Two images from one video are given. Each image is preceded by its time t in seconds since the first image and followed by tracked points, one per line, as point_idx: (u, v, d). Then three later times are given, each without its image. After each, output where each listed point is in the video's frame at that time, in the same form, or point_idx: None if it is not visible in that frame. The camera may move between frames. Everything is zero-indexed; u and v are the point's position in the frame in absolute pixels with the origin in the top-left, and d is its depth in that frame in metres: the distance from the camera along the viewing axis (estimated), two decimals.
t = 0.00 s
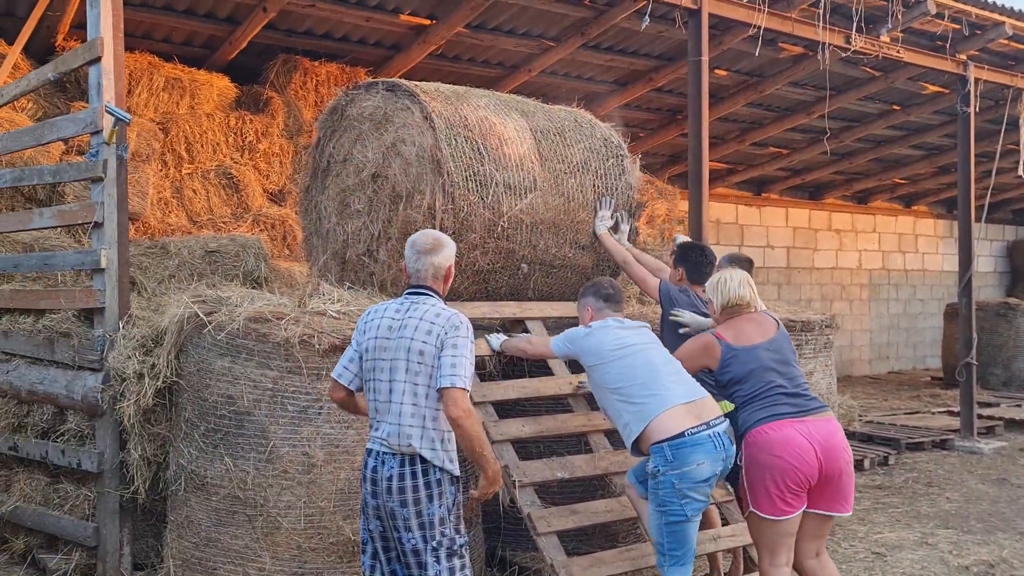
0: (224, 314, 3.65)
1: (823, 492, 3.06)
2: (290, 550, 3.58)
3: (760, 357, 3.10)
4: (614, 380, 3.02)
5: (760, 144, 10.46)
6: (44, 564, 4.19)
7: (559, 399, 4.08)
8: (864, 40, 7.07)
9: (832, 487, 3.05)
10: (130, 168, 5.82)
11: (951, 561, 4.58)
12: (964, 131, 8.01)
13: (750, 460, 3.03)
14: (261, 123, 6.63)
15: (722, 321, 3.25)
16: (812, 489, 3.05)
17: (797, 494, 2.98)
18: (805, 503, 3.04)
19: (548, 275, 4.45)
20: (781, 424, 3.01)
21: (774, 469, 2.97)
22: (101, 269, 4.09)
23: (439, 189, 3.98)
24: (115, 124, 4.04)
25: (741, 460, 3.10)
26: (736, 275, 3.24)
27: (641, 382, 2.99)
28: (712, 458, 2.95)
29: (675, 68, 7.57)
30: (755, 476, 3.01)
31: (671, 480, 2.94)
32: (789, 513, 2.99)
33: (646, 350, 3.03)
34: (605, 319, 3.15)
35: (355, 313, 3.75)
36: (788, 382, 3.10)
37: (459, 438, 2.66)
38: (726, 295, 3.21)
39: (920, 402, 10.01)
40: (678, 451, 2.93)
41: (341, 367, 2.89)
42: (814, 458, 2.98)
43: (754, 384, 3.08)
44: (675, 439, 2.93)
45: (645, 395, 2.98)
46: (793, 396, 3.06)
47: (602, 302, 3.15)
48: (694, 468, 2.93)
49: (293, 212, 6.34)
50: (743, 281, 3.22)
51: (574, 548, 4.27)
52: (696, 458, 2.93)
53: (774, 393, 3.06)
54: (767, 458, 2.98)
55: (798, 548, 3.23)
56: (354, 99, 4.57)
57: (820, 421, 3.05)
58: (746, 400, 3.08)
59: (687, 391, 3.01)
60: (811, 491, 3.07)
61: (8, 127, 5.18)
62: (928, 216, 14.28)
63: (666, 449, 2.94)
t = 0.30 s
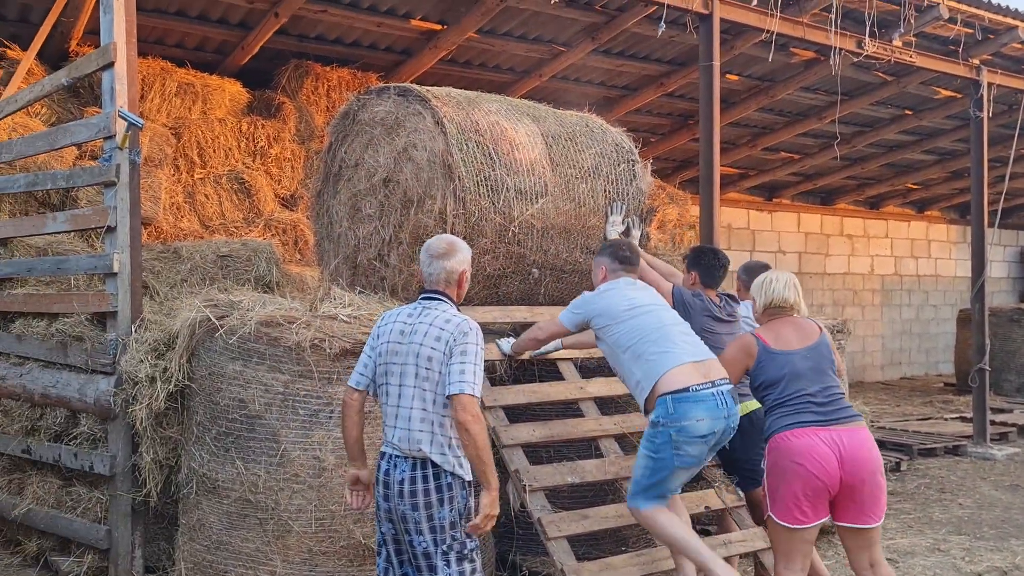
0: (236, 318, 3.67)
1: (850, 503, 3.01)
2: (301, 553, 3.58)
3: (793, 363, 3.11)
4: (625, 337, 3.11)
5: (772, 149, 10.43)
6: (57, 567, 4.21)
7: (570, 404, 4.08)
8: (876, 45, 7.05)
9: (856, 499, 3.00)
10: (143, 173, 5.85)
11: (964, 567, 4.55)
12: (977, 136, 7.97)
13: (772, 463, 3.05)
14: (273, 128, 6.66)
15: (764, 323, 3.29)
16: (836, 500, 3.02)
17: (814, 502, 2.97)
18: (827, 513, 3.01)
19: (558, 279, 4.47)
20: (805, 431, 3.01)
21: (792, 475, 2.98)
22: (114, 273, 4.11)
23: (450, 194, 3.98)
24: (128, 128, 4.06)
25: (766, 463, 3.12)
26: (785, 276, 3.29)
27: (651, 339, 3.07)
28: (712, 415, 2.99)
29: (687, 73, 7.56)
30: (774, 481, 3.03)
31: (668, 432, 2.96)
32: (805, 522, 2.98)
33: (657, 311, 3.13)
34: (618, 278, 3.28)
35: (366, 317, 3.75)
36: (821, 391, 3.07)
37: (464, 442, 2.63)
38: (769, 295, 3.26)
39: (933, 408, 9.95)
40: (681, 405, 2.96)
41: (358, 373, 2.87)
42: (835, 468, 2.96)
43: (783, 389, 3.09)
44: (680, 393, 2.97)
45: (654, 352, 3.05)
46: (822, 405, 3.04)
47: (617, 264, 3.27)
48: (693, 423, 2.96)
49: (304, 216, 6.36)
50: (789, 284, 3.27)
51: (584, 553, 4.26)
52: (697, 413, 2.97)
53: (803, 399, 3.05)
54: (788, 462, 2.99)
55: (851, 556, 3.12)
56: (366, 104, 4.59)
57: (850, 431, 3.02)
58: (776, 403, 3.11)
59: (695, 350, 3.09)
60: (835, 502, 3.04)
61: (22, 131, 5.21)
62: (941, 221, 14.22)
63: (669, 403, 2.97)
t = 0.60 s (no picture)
0: (237, 320, 3.67)
1: (890, 513, 2.98)
2: (302, 555, 3.57)
3: (858, 368, 3.04)
4: (627, 301, 3.34)
5: (772, 150, 10.43)
6: (57, 569, 4.21)
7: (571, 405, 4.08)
8: (876, 46, 7.06)
9: (897, 510, 2.97)
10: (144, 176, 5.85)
11: (965, 569, 4.54)
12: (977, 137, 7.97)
13: (821, 464, 3.02)
14: (274, 130, 6.65)
15: (834, 322, 3.18)
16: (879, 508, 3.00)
17: (858, 508, 2.95)
18: (867, 520, 2.98)
19: (560, 281, 4.48)
20: (859, 438, 2.97)
21: (838, 477, 2.96)
22: (115, 275, 4.11)
23: (451, 196, 3.98)
24: (128, 130, 4.06)
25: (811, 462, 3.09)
26: (861, 276, 3.18)
27: (653, 305, 3.32)
28: (695, 388, 3.21)
29: (687, 75, 7.57)
30: (818, 481, 3.02)
31: (648, 385, 3.20)
32: (844, 526, 2.97)
33: (660, 283, 3.38)
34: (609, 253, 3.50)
35: (367, 318, 3.75)
36: (880, 399, 3.02)
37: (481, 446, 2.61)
38: (848, 296, 3.14)
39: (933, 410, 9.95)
40: (669, 367, 3.19)
41: (359, 373, 2.84)
42: (884, 477, 2.93)
43: (841, 392, 3.04)
44: (673, 356, 3.20)
45: (654, 318, 3.29)
46: (878, 413, 3.01)
47: (611, 237, 3.50)
48: (673, 386, 3.19)
49: (304, 218, 6.35)
50: (867, 284, 3.15)
51: (585, 554, 4.25)
52: (681, 381, 3.19)
53: (861, 406, 3.01)
54: (838, 466, 2.96)
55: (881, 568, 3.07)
56: (366, 106, 4.58)
57: (902, 443, 2.99)
58: (832, 405, 3.06)
59: (692, 322, 3.34)
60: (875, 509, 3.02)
61: (22, 133, 5.21)
62: (941, 222, 14.22)
63: (659, 362, 3.20)
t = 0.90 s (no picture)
0: (236, 319, 3.67)
1: (923, 509, 2.98)
2: (302, 554, 3.58)
3: (899, 362, 3.04)
4: (615, 290, 3.37)
5: (770, 148, 10.44)
6: (56, 569, 4.22)
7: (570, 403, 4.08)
8: (874, 44, 7.06)
9: (931, 507, 2.97)
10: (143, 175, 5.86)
11: (964, 565, 4.56)
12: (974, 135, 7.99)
13: (857, 458, 3.01)
14: (272, 129, 6.65)
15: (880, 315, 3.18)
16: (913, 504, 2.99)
17: (894, 504, 2.94)
18: (901, 516, 2.97)
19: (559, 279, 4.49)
20: (898, 433, 2.97)
21: (874, 473, 2.95)
22: (113, 275, 4.11)
23: (450, 194, 3.99)
24: (127, 130, 4.06)
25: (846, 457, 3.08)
26: (907, 272, 3.19)
27: (641, 295, 3.35)
28: (679, 376, 3.24)
29: (685, 73, 7.57)
30: (854, 475, 3.01)
31: (634, 375, 3.23)
32: (879, 521, 2.95)
33: (648, 272, 3.41)
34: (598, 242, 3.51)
35: (366, 317, 3.75)
36: (919, 395, 3.02)
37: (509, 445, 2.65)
38: (897, 291, 3.13)
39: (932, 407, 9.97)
40: (653, 357, 3.23)
41: (370, 370, 2.84)
42: (921, 473, 2.93)
43: (882, 385, 3.04)
44: (657, 347, 3.24)
45: (641, 309, 3.33)
46: (917, 409, 3.00)
47: (596, 222, 3.51)
48: (659, 376, 3.22)
49: (303, 217, 6.36)
50: (913, 279, 3.17)
51: (585, 552, 4.27)
52: (665, 369, 3.23)
53: (899, 400, 3.01)
54: (875, 460, 2.96)
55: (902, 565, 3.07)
56: (365, 105, 4.59)
57: (939, 439, 2.99)
58: (871, 398, 3.05)
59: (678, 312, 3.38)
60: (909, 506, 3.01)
61: (21, 134, 5.22)
62: (940, 220, 14.24)
63: (644, 352, 3.24)
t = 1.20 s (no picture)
0: (236, 319, 3.68)
1: (943, 511, 2.98)
2: (302, 553, 3.59)
3: (913, 364, 3.02)
4: (586, 256, 3.42)
5: (770, 147, 10.45)
6: (57, 568, 4.22)
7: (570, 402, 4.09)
8: (874, 43, 7.07)
9: (951, 508, 2.97)
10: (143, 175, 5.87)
11: (964, 563, 4.56)
12: (974, 133, 7.99)
13: (876, 465, 3.00)
14: (272, 129, 6.66)
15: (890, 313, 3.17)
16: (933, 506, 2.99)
17: (918, 509, 2.93)
18: (923, 520, 2.97)
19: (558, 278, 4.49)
20: (915, 437, 2.96)
21: (895, 479, 2.94)
22: (114, 274, 4.12)
23: (449, 193, 4.00)
24: (127, 130, 4.06)
25: (862, 462, 3.06)
26: (914, 269, 3.19)
27: (611, 258, 3.42)
28: (655, 332, 3.29)
29: (685, 72, 7.58)
30: (875, 483, 2.99)
31: (613, 338, 3.26)
32: (905, 528, 2.93)
33: (615, 236, 3.48)
34: (565, 207, 3.56)
35: (366, 316, 3.76)
36: (932, 397, 3.02)
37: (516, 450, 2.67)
38: (907, 288, 3.12)
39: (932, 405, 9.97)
40: (627, 317, 3.28)
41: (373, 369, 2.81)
42: (940, 476, 2.93)
43: (896, 388, 3.02)
44: (630, 306, 3.29)
45: (613, 272, 3.39)
46: (931, 412, 3.00)
47: (564, 189, 3.57)
48: (637, 335, 3.26)
49: (303, 217, 6.37)
50: (920, 276, 3.17)
51: (585, 551, 4.28)
52: (641, 328, 3.27)
53: (913, 404, 2.99)
54: (895, 466, 2.95)
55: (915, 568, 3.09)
56: (364, 105, 4.59)
57: (953, 441, 3.00)
58: (886, 402, 3.03)
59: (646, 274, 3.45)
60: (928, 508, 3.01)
61: (21, 134, 5.22)
62: (940, 219, 14.24)
63: (618, 314, 3.29)
